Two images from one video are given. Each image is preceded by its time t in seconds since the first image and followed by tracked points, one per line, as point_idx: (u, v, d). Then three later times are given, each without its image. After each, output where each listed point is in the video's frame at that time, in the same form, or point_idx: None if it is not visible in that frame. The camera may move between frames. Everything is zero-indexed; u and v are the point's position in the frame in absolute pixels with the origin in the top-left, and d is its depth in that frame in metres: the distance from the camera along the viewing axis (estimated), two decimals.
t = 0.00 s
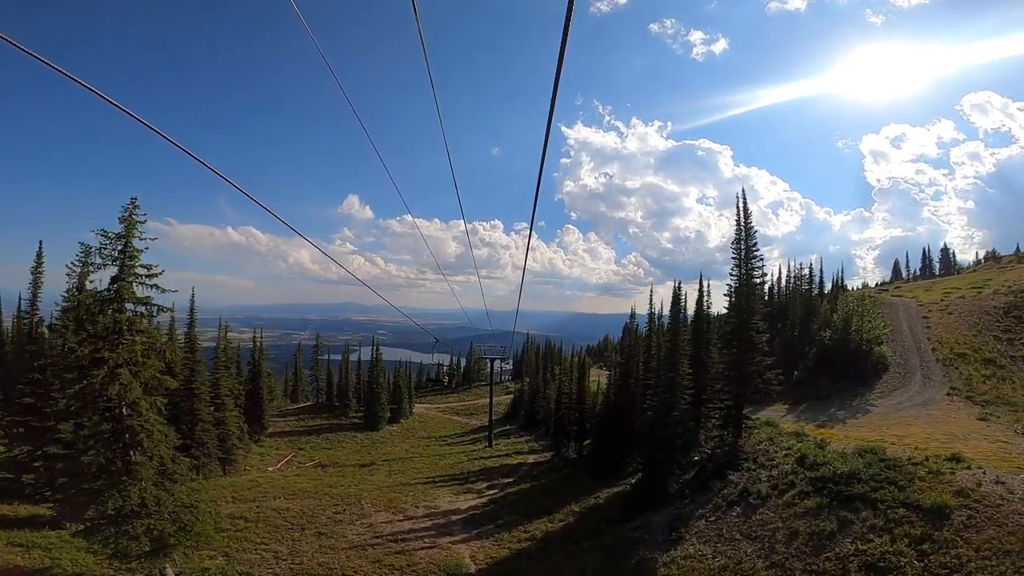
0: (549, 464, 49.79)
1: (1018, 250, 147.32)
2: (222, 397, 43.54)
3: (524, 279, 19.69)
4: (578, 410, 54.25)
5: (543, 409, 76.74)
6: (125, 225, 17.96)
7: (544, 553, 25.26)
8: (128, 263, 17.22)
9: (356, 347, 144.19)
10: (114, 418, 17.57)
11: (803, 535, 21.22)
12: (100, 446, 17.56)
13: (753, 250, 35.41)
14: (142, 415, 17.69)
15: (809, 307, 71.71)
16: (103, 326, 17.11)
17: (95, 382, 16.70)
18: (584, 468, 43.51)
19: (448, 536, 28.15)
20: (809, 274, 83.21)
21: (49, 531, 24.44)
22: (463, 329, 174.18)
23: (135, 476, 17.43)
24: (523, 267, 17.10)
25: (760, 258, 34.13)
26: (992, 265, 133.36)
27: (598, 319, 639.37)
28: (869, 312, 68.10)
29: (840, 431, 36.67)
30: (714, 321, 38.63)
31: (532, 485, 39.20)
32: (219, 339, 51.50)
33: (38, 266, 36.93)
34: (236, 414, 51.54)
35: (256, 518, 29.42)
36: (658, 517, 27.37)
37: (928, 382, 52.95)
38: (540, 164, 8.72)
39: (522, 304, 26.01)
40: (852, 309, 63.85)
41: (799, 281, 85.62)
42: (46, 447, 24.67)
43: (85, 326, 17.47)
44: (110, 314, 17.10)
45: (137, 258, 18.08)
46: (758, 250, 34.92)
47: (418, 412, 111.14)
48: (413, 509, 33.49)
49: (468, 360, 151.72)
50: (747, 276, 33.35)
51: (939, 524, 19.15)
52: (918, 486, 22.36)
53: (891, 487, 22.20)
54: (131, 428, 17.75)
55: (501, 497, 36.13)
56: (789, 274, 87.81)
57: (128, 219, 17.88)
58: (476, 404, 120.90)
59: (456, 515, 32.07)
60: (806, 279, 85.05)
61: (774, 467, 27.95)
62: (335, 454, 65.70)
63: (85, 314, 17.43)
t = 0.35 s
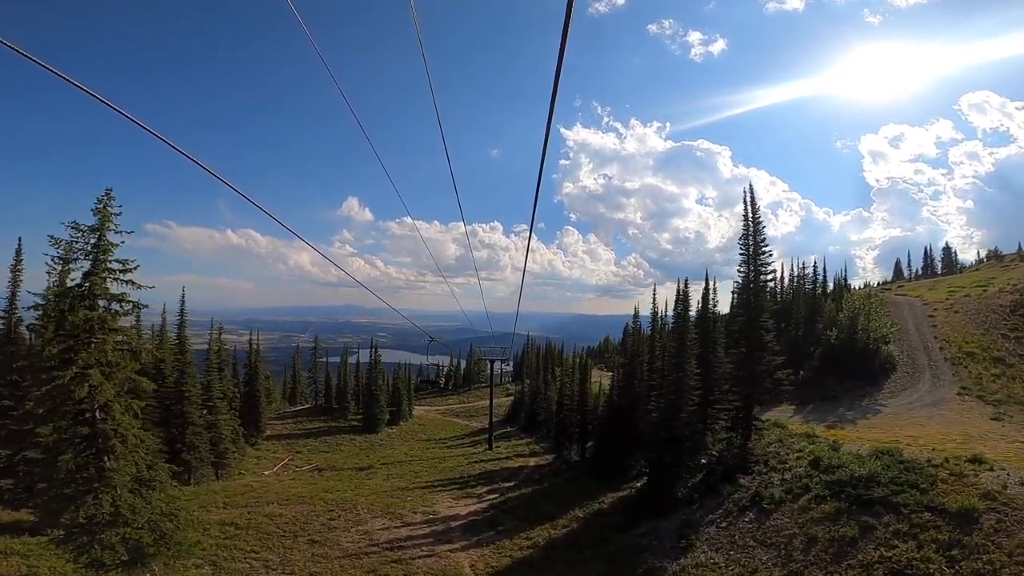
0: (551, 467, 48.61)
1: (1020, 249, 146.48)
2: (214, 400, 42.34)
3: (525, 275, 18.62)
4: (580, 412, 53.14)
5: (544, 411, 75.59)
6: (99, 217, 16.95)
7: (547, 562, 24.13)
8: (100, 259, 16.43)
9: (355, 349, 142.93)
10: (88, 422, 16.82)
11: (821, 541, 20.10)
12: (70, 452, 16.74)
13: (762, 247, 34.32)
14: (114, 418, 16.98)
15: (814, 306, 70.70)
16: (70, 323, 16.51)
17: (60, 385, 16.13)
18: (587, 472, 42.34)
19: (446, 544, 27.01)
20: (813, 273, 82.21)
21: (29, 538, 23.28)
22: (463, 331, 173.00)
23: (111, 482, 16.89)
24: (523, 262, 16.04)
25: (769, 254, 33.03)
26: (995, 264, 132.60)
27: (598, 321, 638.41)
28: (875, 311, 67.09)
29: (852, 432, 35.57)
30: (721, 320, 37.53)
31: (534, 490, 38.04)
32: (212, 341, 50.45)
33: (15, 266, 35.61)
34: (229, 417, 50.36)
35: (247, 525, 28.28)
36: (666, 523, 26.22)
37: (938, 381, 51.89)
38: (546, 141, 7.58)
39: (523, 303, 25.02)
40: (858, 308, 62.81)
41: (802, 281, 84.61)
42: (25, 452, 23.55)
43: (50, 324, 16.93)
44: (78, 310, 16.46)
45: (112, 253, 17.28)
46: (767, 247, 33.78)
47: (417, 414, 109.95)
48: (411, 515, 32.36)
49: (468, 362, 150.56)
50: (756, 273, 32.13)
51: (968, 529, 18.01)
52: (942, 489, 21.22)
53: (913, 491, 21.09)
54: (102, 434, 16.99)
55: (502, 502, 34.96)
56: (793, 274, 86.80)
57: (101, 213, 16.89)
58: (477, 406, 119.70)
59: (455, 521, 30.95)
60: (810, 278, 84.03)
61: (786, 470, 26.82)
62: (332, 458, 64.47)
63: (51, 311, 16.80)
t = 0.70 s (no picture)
0: (553, 470, 47.54)
1: None
2: (206, 402, 40.95)
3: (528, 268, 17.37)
4: (583, 414, 52.05)
5: (546, 413, 74.46)
6: (69, 210, 16.01)
7: (551, 570, 23.00)
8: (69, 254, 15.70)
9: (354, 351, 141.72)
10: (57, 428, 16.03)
11: (844, 548, 18.98)
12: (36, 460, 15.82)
13: (771, 242, 33.16)
14: (85, 422, 16.25)
15: (819, 305, 69.64)
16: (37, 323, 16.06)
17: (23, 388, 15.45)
18: (591, 475, 41.23)
19: (446, 552, 25.86)
20: (817, 272, 81.15)
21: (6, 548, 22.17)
22: (463, 333, 171.68)
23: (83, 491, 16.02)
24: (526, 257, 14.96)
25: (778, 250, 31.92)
26: (998, 262, 131.52)
27: (598, 322, 637.07)
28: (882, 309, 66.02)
29: (865, 433, 34.40)
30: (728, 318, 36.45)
31: (537, 494, 36.90)
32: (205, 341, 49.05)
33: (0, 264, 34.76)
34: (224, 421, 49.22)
35: (238, 533, 27.16)
36: (676, 529, 25.10)
37: (948, 380, 50.81)
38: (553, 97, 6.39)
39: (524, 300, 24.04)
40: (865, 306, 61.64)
41: (806, 279, 83.54)
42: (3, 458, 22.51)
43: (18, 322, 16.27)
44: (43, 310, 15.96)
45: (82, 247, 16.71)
46: (776, 242, 32.62)
47: (417, 417, 108.73)
48: (410, 521, 31.23)
49: (469, 364, 149.28)
50: (765, 269, 30.94)
51: (1001, 532, 16.88)
52: (969, 491, 20.10)
53: (938, 493, 19.99)
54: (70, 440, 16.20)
55: (504, 508, 33.80)
56: (796, 272, 85.73)
57: (71, 207, 15.92)
58: (478, 409, 118.45)
59: (455, 528, 29.85)
60: (814, 277, 82.98)
61: (801, 473, 25.69)
62: (331, 462, 63.35)
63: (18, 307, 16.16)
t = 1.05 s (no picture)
0: (554, 473, 46.52)
1: None
2: (195, 402, 39.67)
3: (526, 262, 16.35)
4: (584, 415, 50.99)
5: (546, 414, 73.36)
6: (34, 200, 15.09)
7: None
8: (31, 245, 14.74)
9: (351, 353, 140.37)
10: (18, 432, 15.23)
11: (865, 554, 17.94)
12: None
13: (779, 237, 32.00)
14: (47, 425, 15.39)
15: (822, 304, 68.72)
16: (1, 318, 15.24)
17: None
18: (593, 478, 40.18)
19: (443, 561, 24.65)
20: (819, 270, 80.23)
21: None
22: (462, 334, 170.52)
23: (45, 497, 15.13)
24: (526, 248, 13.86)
25: (786, 244, 30.79)
26: (999, 260, 130.84)
27: (597, 323, 636.39)
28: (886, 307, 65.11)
29: (876, 433, 33.35)
30: (733, 316, 35.38)
31: (538, 498, 35.85)
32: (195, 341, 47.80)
33: None
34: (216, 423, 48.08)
35: (225, 541, 25.99)
36: (684, 535, 24.04)
37: (956, 379, 49.88)
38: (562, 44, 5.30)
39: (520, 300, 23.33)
40: (869, 304, 60.71)
41: (807, 277, 82.61)
42: None
43: None
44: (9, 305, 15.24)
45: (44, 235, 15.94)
46: (784, 238, 31.55)
47: (415, 419, 107.56)
48: (405, 527, 30.06)
49: (467, 365, 148.06)
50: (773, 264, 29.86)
51: None
52: (995, 493, 19.07)
53: (962, 496, 18.98)
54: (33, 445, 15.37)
55: (503, 513, 32.66)
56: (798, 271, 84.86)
57: (36, 196, 14.98)
58: (476, 410, 117.26)
59: (453, 535, 28.70)
60: (816, 275, 82.11)
61: (814, 476, 24.62)
62: (327, 464, 62.21)
63: None
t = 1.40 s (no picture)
0: (553, 475, 45.50)
1: (1016, 242, 145.17)
2: (178, 405, 38.31)
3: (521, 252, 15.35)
4: (582, 416, 49.98)
5: (543, 415, 72.31)
6: None
7: None
8: None
9: (344, 355, 138.74)
10: None
11: (886, 558, 16.98)
12: None
13: (783, 229, 30.62)
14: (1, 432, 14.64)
15: (821, 300, 68.10)
16: None
17: None
18: (592, 481, 39.14)
19: (438, 569, 23.53)
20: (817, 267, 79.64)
21: None
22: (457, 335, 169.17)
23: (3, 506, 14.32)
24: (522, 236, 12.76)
25: (791, 237, 29.48)
26: (993, 256, 131.03)
27: (593, 323, 635.74)
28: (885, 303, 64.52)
29: (883, 432, 32.47)
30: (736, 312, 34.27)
31: (537, 502, 34.79)
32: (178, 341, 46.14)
33: None
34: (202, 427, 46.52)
35: (209, 549, 24.74)
36: (689, 539, 23.12)
37: (958, 376, 49.25)
38: None
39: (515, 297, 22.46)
40: (868, 300, 60.03)
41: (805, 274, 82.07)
42: None
43: None
44: None
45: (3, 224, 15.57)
46: (788, 230, 30.32)
47: (410, 421, 106.20)
48: (399, 534, 28.93)
49: (462, 367, 146.75)
50: (776, 257, 28.60)
51: None
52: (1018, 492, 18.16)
53: (985, 496, 18.07)
54: None
55: (501, 518, 31.47)
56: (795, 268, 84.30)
57: None
58: (472, 412, 116.00)
59: (448, 541, 27.58)
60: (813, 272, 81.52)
61: (825, 477, 23.68)
62: (320, 469, 60.91)
63: None
